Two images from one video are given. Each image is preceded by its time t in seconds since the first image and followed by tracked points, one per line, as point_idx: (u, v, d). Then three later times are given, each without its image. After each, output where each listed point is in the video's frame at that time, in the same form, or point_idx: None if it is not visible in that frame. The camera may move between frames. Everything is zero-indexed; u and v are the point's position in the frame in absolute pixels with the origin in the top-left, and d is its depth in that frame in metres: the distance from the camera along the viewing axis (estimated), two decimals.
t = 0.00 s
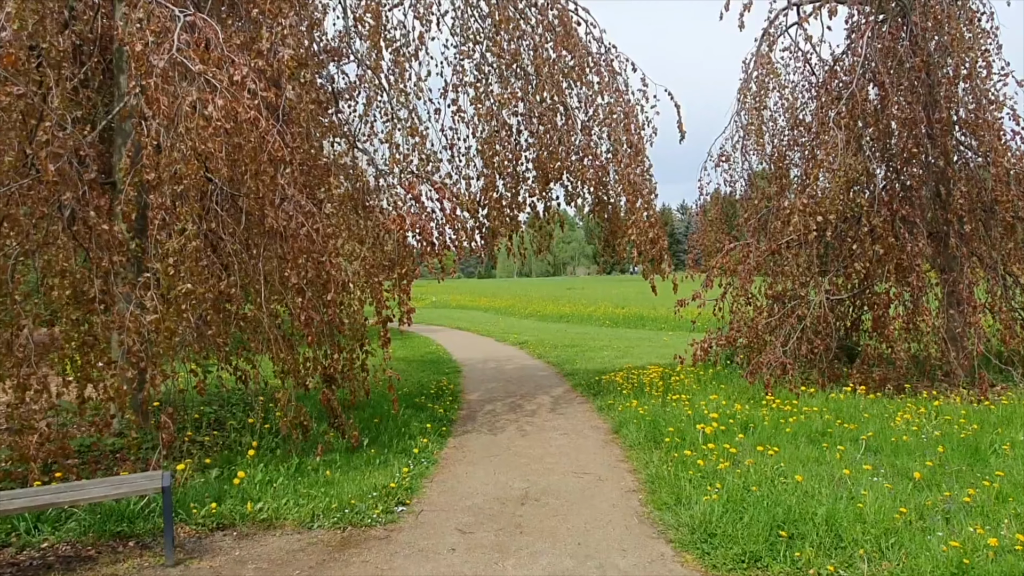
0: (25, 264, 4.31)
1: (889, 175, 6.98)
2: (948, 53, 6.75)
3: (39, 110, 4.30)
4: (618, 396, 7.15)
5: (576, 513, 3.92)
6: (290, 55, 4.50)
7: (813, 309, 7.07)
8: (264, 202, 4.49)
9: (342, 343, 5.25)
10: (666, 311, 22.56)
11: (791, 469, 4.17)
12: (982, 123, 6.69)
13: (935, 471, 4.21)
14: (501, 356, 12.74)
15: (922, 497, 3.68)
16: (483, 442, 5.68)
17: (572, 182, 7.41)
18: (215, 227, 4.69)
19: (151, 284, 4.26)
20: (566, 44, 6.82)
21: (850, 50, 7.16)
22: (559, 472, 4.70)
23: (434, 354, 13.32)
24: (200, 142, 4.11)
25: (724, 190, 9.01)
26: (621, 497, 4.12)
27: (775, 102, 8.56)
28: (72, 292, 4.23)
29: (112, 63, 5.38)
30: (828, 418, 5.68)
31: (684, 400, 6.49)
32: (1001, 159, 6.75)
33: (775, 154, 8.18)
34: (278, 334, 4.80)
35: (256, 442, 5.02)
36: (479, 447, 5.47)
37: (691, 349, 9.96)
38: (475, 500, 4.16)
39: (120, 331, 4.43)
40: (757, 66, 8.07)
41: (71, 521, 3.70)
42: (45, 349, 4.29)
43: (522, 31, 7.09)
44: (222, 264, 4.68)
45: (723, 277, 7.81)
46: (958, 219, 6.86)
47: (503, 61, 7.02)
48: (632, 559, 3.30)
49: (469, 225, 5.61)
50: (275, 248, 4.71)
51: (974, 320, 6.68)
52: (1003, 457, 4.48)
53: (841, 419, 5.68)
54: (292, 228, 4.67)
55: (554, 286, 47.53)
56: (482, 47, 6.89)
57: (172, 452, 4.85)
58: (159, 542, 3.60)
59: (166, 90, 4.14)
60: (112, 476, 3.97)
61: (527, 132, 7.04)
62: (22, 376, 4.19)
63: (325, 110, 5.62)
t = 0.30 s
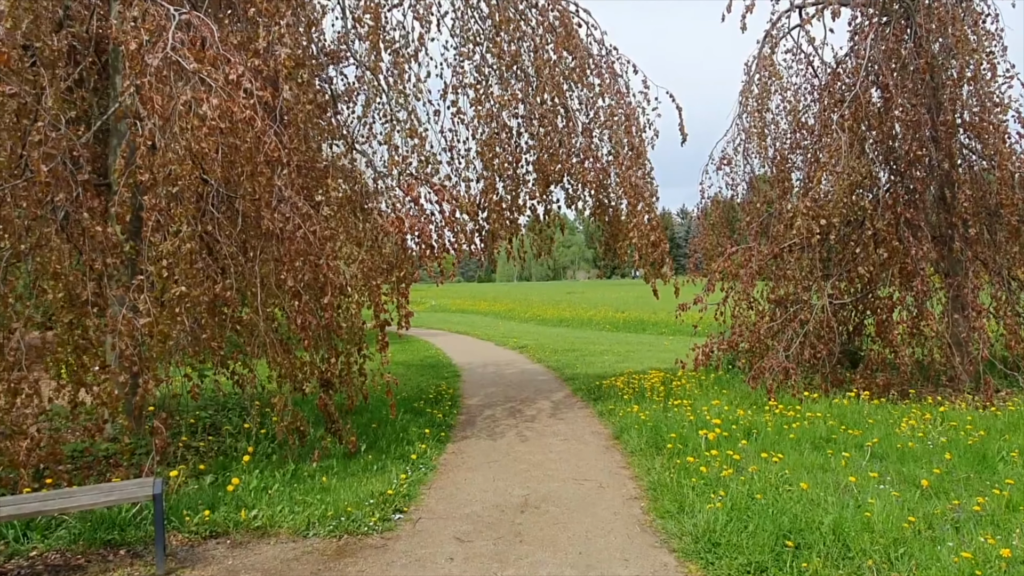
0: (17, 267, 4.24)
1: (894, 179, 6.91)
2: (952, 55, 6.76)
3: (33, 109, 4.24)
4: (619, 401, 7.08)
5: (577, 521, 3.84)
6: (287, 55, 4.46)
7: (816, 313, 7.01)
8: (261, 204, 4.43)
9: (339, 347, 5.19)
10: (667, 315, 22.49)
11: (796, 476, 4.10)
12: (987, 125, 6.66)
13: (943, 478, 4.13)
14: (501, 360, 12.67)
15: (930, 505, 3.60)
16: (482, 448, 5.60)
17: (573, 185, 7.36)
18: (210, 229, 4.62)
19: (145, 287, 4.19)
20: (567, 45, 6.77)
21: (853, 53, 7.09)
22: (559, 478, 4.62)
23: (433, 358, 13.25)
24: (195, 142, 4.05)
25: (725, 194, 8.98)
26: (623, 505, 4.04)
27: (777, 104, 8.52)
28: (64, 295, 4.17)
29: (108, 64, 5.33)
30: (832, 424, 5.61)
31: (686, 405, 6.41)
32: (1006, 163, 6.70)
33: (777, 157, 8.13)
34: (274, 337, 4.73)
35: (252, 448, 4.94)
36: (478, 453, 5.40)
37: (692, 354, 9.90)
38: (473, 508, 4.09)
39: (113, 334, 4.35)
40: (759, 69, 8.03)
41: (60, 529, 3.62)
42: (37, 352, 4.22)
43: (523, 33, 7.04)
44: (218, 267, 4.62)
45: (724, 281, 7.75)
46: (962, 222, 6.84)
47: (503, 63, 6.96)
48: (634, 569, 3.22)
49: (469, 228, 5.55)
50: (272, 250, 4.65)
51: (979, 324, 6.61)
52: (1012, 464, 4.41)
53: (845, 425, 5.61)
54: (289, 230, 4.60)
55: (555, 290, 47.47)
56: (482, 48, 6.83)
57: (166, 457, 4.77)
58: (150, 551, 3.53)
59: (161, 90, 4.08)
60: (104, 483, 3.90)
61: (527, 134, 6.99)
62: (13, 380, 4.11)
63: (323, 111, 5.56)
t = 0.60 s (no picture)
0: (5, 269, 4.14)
1: (900, 181, 6.81)
2: (959, 55, 6.62)
3: (22, 108, 4.14)
4: (621, 406, 6.96)
5: (579, 532, 3.73)
6: (284, 53, 4.36)
7: (820, 317, 6.92)
8: (255, 205, 4.32)
9: (337, 350, 5.10)
10: (668, 318, 22.38)
11: (805, 486, 3.99)
12: (996, 127, 6.50)
13: (956, 488, 4.02)
14: (501, 363, 12.57)
15: (945, 517, 3.50)
16: (482, 454, 5.49)
17: (574, 186, 7.27)
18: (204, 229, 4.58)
19: (136, 290, 4.08)
20: (569, 45, 6.67)
21: (859, 53, 7.00)
22: (561, 487, 4.51)
23: (433, 361, 13.13)
24: (187, 141, 3.94)
25: (728, 196, 8.91)
26: (627, 515, 3.92)
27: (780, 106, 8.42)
28: (53, 298, 4.06)
29: (101, 63, 5.24)
30: (839, 431, 5.50)
31: (689, 411, 6.30)
32: (1016, 164, 6.51)
33: (781, 159, 8.02)
34: (270, 342, 4.62)
35: (246, 455, 4.83)
36: (478, 460, 5.29)
37: (694, 357, 9.80)
38: (473, 518, 3.97)
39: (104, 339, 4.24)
40: (763, 70, 7.93)
41: (46, 540, 3.51)
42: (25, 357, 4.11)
43: (524, 32, 6.93)
44: (211, 269, 4.51)
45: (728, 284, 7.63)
46: (970, 225, 6.72)
47: (504, 62, 6.85)
48: None
49: (469, 230, 5.44)
50: (267, 252, 4.56)
51: (988, 329, 6.51)
52: None
53: (853, 432, 5.50)
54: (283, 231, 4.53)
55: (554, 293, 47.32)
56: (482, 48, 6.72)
57: (158, 464, 4.66)
58: (138, 563, 3.41)
59: (153, 87, 3.96)
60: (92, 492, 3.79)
61: (528, 135, 6.87)
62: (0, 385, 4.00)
63: (321, 111, 5.46)
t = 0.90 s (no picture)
0: None
1: (908, 181, 6.68)
2: (968, 54, 6.51)
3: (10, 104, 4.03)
4: (623, 410, 6.84)
5: (583, 543, 3.60)
6: (279, 48, 4.24)
7: (826, 320, 6.81)
8: (250, 204, 4.21)
9: (334, 354, 4.99)
10: (668, 321, 22.24)
11: (816, 495, 3.87)
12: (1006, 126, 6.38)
13: (972, 498, 3.90)
14: (501, 366, 12.45)
15: (963, 529, 3.37)
16: (481, 460, 5.36)
17: (576, 187, 7.15)
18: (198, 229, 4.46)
19: (126, 291, 3.96)
20: (571, 43, 6.56)
21: (866, 52, 6.90)
22: (563, 495, 4.38)
23: (432, 364, 13.01)
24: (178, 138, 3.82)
25: (731, 198, 8.85)
26: (631, 525, 3.80)
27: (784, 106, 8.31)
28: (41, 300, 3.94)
29: (94, 60, 5.13)
30: (847, 437, 5.38)
31: (693, 415, 6.18)
32: None
33: (786, 160, 7.94)
34: (264, 345, 4.50)
35: (240, 461, 4.71)
36: (478, 466, 5.16)
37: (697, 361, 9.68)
38: (472, 528, 3.85)
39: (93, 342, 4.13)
40: (768, 69, 7.84)
41: (30, 551, 3.39)
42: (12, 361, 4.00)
43: (525, 30, 6.81)
44: (205, 270, 4.40)
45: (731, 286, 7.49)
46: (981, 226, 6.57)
47: (504, 61, 6.73)
48: None
49: (469, 231, 5.32)
50: (262, 253, 4.45)
51: (998, 333, 6.39)
52: None
53: (861, 438, 5.37)
54: (279, 231, 4.41)
55: (554, 295, 47.21)
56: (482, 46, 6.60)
57: (149, 470, 4.54)
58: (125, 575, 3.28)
59: (144, 83, 3.84)
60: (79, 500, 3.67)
61: (529, 135, 6.75)
62: None
63: (318, 109, 5.36)
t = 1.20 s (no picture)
0: None
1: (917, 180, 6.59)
2: (978, 51, 6.46)
3: None
4: (625, 415, 6.71)
5: (586, 554, 3.46)
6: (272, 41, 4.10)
7: (833, 322, 6.69)
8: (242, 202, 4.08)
9: (329, 357, 4.86)
10: (668, 324, 22.10)
11: (827, 503, 3.74)
12: (1018, 124, 6.27)
13: (988, 506, 3.77)
14: (501, 369, 12.32)
15: (982, 540, 3.24)
16: (481, 466, 5.23)
17: (578, 187, 7.04)
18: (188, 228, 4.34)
19: (114, 292, 3.84)
20: (573, 39, 6.45)
21: (873, 50, 6.85)
22: (565, 503, 4.25)
23: (431, 367, 12.88)
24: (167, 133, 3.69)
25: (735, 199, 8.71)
26: (636, 535, 3.66)
27: (789, 106, 8.20)
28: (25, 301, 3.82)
29: (85, 55, 5.01)
30: (856, 443, 5.25)
31: (697, 420, 6.04)
32: None
33: (791, 160, 7.89)
34: (257, 348, 4.38)
35: (233, 468, 4.58)
36: (478, 473, 5.03)
37: (699, 364, 9.55)
38: (471, 538, 3.71)
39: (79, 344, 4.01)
40: (772, 67, 7.74)
41: (11, 562, 3.26)
42: None
43: (527, 27, 6.71)
44: (196, 271, 4.27)
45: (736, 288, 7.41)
46: (992, 227, 6.46)
47: (505, 58, 6.62)
48: None
49: (467, 231, 5.17)
50: (255, 253, 4.32)
51: (1009, 336, 6.25)
52: None
53: (871, 444, 5.24)
54: (272, 231, 4.29)
55: (554, 298, 47.10)
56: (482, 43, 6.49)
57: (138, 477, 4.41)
58: None
59: (133, 76, 3.72)
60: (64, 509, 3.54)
61: (529, 134, 6.63)
62: None
63: (314, 107, 5.25)
